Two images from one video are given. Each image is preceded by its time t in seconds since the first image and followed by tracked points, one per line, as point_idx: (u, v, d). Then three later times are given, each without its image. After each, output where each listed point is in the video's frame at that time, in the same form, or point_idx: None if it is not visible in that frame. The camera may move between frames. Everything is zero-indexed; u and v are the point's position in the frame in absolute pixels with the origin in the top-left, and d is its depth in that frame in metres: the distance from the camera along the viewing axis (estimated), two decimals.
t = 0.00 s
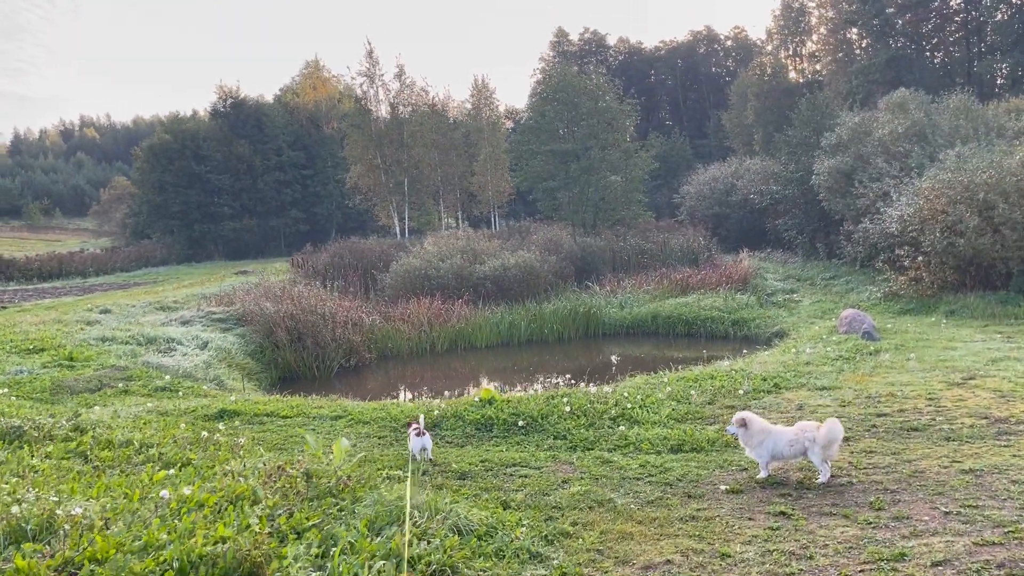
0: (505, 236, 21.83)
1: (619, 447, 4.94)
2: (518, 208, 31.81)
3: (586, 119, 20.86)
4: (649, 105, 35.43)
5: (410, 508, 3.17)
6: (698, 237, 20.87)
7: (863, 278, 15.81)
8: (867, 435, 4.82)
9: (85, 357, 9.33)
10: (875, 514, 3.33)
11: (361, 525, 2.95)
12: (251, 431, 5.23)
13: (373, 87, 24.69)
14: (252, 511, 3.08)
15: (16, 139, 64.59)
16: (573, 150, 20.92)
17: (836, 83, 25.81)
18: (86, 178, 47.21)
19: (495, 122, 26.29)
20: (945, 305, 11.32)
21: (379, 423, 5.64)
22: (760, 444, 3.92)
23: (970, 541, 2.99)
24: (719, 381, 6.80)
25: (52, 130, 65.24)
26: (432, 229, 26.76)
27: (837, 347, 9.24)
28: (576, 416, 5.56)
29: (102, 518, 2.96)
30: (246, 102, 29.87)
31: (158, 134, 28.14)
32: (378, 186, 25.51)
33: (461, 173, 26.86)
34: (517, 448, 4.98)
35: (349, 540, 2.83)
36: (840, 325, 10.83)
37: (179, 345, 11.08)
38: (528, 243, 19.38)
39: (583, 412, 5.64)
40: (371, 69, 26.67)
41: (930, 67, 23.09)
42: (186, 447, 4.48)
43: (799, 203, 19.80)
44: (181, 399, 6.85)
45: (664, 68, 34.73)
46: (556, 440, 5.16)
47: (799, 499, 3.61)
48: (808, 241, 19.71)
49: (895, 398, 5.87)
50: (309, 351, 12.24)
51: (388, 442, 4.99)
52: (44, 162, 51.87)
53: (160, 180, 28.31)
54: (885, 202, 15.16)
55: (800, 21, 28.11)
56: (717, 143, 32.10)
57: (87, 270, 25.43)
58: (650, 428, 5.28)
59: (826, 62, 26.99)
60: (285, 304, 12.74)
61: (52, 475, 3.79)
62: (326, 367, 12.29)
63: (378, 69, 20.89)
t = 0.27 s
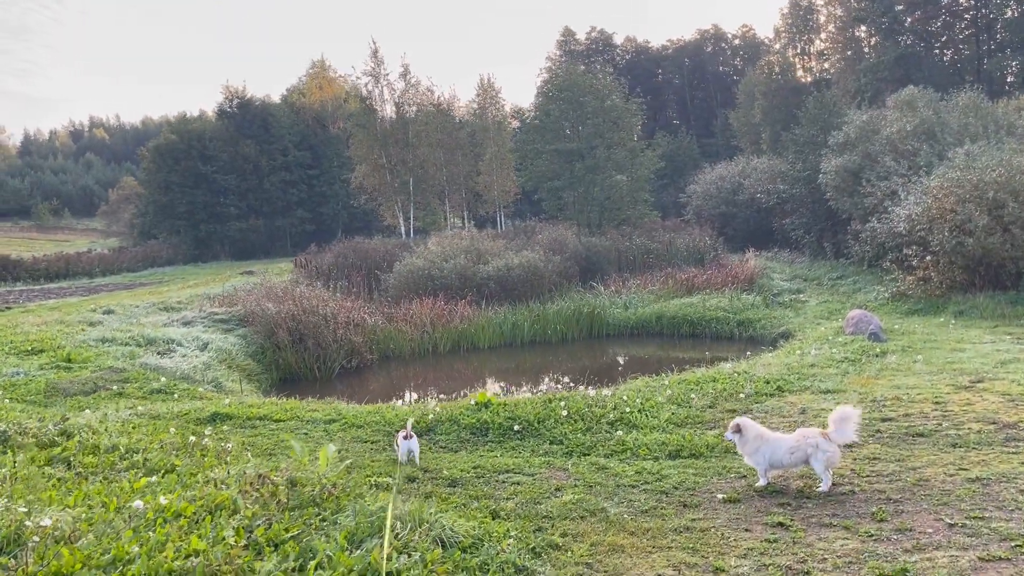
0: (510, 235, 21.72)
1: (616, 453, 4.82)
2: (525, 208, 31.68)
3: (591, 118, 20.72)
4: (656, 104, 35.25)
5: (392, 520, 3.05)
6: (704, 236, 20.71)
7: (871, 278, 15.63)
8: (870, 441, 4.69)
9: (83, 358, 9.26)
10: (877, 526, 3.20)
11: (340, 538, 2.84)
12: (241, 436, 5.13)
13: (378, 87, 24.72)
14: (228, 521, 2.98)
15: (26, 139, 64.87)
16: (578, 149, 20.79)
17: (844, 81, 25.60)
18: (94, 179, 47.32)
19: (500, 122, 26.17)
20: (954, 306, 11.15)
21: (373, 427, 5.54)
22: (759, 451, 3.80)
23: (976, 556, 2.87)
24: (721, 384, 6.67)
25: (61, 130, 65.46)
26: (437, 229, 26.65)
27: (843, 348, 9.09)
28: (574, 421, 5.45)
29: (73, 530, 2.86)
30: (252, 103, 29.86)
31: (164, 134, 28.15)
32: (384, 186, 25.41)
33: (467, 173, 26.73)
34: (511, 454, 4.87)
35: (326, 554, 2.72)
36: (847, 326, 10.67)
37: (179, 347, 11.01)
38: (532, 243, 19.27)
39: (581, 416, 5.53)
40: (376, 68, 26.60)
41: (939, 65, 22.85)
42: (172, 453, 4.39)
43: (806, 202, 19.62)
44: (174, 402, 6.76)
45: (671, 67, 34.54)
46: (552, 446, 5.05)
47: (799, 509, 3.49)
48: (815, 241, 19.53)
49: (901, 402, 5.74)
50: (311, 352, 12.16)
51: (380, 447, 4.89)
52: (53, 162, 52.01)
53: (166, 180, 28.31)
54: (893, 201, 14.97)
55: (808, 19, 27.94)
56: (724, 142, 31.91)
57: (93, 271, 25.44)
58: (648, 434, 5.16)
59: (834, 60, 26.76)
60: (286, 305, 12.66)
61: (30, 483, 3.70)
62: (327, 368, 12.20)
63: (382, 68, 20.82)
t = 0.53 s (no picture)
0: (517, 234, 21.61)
1: (614, 457, 4.72)
2: (533, 207, 31.56)
3: (598, 116, 20.59)
4: (665, 102, 35.05)
5: (374, 530, 2.96)
6: (713, 235, 20.56)
7: (880, 276, 15.45)
8: (875, 446, 4.57)
9: (84, 358, 9.22)
10: (879, 537, 3.10)
11: (320, 548, 2.75)
12: (233, 439, 5.05)
13: (385, 86, 24.60)
14: (205, 530, 2.89)
15: (38, 139, 65.23)
16: (585, 147, 20.66)
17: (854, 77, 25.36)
18: (105, 178, 47.50)
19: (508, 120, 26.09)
20: (964, 305, 10.99)
21: (369, 430, 5.46)
22: (750, 457, 3.75)
23: (980, 570, 2.76)
24: (724, 385, 6.56)
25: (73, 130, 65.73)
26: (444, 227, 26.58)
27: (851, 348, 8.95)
28: (572, 423, 5.35)
29: (46, 540, 2.78)
30: (260, 102, 29.87)
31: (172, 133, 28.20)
32: (391, 185, 25.30)
33: (474, 171, 26.61)
34: (507, 458, 4.78)
35: (303, 566, 2.62)
36: (855, 325, 10.52)
37: (181, 347, 10.96)
38: (539, 242, 19.15)
39: (579, 419, 5.43)
40: (383, 67, 26.54)
41: (951, 62, 22.60)
42: (160, 457, 4.31)
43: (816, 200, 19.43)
44: (171, 403, 6.70)
45: (680, 65, 34.32)
46: (549, 450, 4.95)
47: (798, 518, 3.38)
48: (824, 239, 19.35)
49: (907, 404, 5.61)
50: (314, 352, 12.09)
51: (373, 451, 4.80)
52: (64, 162, 52.21)
53: (174, 179, 28.37)
54: (903, 198, 14.80)
55: (818, 16, 27.68)
56: (734, 140, 31.69)
57: (101, 270, 25.50)
58: (647, 438, 5.06)
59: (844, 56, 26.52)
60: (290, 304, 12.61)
61: (12, 489, 3.62)
62: (330, 368, 12.14)
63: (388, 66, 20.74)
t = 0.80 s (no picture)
0: (527, 232, 21.49)
1: (612, 459, 4.61)
2: (544, 204, 31.42)
3: (608, 113, 20.41)
4: (678, 99, 34.81)
5: (354, 535, 2.85)
6: (724, 232, 20.36)
7: (894, 274, 15.23)
8: (881, 448, 4.44)
9: (87, 356, 9.20)
10: (881, 544, 2.98)
11: (295, 556, 2.66)
12: (227, 439, 4.98)
13: (395, 83, 24.39)
14: (180, 534, 2.80)
15: (56, 138, 65.74)
16: (596, 144, 20.50)
17: (868, 73, 25.06)
18: (120, 176, 47.73)
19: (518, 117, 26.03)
20: (978, 303, 10.79)
21: (364, 429, 5.37)
22: (712, 458, 3.76)
23: None
24: (729, 385, 6.42)
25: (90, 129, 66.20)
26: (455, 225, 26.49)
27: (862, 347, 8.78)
28: (571, 424, 5.24)
29: (16, 544, 2.71)
30: (272, 99, 29.92)
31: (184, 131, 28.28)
32: (401, 183, 25.14)
33: (485, 168, 26.51)
34: (504, 459, 4.68)
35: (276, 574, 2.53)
36: (867, 323, 10.34)
37: (187, 345, 10.93)
38: (548, 240, 19.03)
39: (578, 419, 5.32)
40: (394, 64, 26.45)
41: (968, 57, 22.27)
42: (149, 457, 4.24)
43: (829, 196, 19.20)
44: (169, 402, 6.64)
45: (694, 62, 34.03)
46: (546, 451, 4.84)
47: (797, 524, 3.27)
48: (837, 236, 19.11)
49: (917, 405, 5.46)
50: (320, 350, 12.03)
51: (367, 452, 4.71)
52: (80, 161, 52.49)
53: (187, 177, 28.50)
54: (917, 195, 14.57)
55: (833, 11, 27.36)
56: (747, 137, 31.41)
57: (114, 268, 25.62)
58: (647, 439, 4.94)
59: (859, 52, 26.22)
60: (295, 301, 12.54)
61: None
62: (336, 366, 12.09)
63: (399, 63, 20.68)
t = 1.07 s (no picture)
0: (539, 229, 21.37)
1: (613, 462, 4.50)
2: (556, 202, 31.27)
3: (621, 109, 20.24)
4: (693, 96, 34.55)
5: (337, 543, 2.76)
6: (738, 229, 20.16)
7: (909, 272, 15.01)
8: (890, 452, 4.31)
9: (92, 354, 9.19)
10: (884, 556, 2.87)
11: (272, 566, 2.57)
12: (223, 440, 4.91)
13: (407, 79, 24.27)
14: (157, 541, 2.72)
15: (73, 136, 66.18)
16: (608, 140, 20.34)
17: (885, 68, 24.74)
18: (136, 174, 47.96)
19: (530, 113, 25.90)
20: (995, 302, 10.59)
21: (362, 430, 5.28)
22: (666, 457, 3.69)
23: None
24: (737, 385, 6.28)
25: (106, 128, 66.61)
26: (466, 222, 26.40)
27: (875, 347, 8.61)
28: (572, 425, 5.13)
29: None
30: (285, 97, 29.94)
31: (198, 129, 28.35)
32: (413, 180, 24.98)
33: (497, 166, 26.42)
34: (502, 462, 4.58)
35: None
36: (880, 322, 10.17)
37: (194, 343, 10.90)
38: (559, 237, 18.90)
39: (580, 420, 5.21)
40: (406, 61, 26.35)
41: (986, 52, 21.93)
42: (140, 460, 4.17)
43: (843, 193, 18.95)
44: (170, 401, 6.58)
45: (708, 58, 33.75)
46: (546, 453, 4.74)
47: (799, 532, 3.16)
48: (852, 233, 18.87)
49: (929, 407, 5.31)
50: (327, 348, 11.98)
51: (363, 455, 4.63)
52: (97, 159, 52.79)
53: (200, 174, 28.57)
54: (933, 192, 14.34)
55: (849, 6, 27.03)
56: (762, 133, 31.13)
57: (128, 265, 25.73)
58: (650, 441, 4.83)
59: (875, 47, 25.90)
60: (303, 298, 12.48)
61: None
62: (343, 364, 12.04)
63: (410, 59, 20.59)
